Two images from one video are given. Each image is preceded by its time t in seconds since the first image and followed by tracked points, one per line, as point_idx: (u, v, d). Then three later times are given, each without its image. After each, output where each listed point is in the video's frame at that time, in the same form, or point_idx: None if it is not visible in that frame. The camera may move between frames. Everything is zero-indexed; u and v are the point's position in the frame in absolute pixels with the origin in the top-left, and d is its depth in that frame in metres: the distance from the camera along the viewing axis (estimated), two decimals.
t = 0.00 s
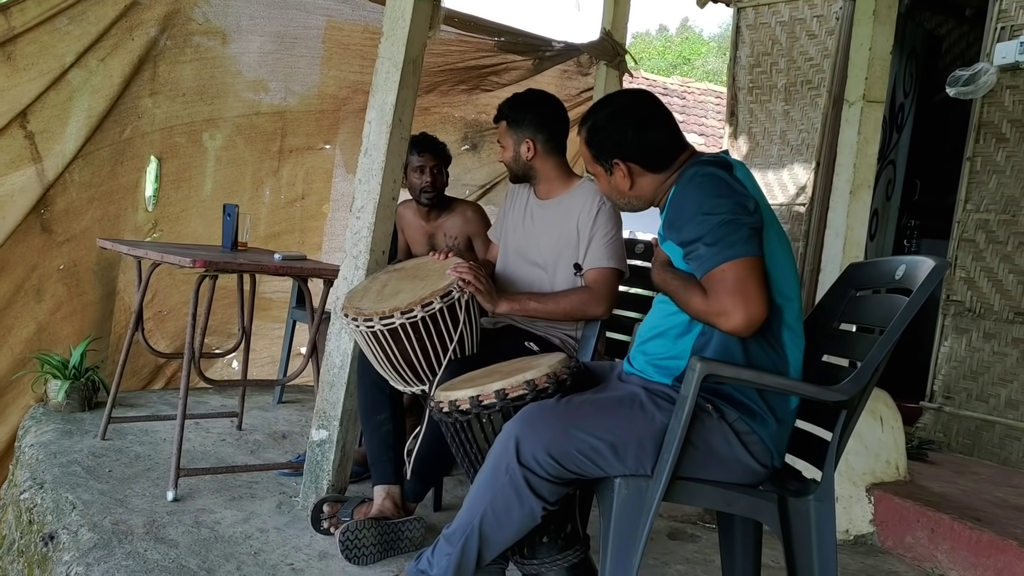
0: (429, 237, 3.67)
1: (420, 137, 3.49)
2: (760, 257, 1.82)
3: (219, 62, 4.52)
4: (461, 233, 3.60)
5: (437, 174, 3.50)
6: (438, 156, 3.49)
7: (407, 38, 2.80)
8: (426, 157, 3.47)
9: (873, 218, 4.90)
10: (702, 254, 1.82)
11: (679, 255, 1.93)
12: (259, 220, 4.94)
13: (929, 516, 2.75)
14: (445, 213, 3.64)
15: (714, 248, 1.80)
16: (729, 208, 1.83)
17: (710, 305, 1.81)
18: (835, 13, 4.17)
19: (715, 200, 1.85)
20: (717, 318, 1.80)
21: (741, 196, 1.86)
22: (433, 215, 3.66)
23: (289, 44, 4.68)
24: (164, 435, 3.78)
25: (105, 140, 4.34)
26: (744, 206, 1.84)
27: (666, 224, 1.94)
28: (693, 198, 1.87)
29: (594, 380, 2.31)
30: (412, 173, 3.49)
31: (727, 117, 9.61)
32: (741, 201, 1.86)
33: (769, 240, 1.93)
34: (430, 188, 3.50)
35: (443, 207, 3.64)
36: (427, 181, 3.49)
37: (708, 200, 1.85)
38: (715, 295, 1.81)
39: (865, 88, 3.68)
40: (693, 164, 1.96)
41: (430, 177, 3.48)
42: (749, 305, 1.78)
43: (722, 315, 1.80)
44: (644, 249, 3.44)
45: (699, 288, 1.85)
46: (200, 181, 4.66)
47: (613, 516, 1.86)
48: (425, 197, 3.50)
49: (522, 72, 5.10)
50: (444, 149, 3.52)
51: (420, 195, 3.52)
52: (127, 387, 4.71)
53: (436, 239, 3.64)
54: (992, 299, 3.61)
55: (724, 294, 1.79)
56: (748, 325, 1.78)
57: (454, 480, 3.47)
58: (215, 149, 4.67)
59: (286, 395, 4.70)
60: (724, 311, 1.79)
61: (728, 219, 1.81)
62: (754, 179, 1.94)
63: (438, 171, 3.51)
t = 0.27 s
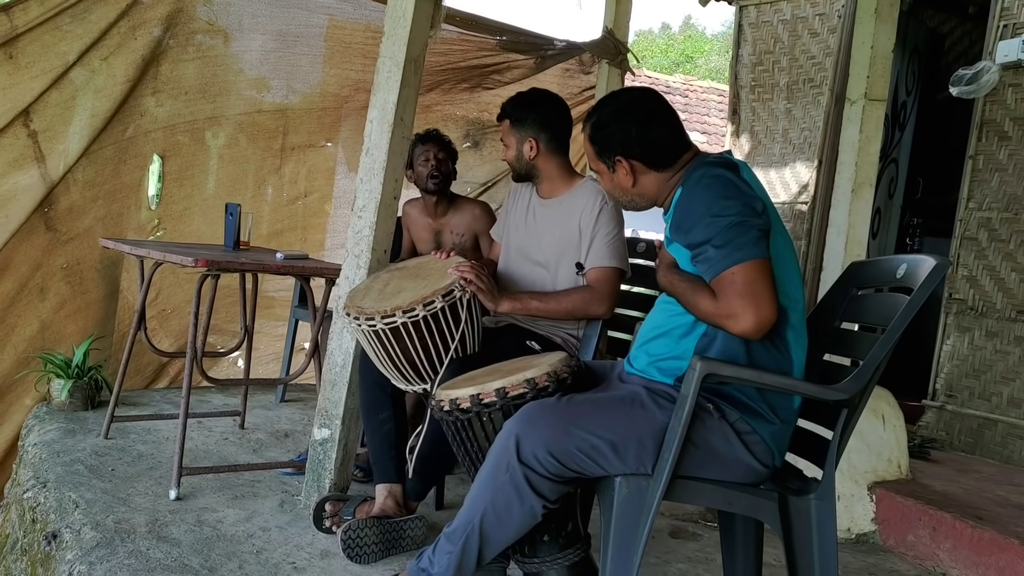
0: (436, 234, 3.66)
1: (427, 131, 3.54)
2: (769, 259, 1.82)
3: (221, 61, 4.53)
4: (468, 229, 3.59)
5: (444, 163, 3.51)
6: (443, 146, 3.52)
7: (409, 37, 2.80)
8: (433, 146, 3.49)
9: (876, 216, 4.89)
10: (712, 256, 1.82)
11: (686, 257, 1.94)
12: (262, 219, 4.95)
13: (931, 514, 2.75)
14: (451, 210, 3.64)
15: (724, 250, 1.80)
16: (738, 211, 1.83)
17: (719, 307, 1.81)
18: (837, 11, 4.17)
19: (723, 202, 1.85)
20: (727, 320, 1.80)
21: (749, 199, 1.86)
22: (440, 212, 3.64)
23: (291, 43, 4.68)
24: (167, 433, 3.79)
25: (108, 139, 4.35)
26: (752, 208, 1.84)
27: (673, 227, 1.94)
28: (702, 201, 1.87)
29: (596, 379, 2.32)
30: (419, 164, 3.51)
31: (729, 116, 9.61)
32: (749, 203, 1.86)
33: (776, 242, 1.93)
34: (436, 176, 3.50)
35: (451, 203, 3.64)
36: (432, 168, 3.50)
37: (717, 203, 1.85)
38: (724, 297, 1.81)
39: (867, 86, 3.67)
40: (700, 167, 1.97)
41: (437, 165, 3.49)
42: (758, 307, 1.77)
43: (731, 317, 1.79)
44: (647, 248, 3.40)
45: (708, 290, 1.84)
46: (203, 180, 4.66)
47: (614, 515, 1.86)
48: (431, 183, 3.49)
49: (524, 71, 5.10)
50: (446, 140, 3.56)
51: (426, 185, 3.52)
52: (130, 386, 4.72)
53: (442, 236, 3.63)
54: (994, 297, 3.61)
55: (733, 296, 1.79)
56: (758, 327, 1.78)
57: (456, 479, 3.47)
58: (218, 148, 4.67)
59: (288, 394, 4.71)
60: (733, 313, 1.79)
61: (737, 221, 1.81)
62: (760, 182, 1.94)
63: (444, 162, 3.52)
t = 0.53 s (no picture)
0: (433, 233, 3.65)
1: (415, 133, 3.52)
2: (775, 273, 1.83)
3: (211, 61, 4.51)
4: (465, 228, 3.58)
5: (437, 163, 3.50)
6: (435, 146, 3.50)
7: (398, 36, 2.79)
8: (424, 148, 3.47)
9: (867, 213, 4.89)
10: (723, 263, 1.80)
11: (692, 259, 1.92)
12: (253, 220, 4.92)
13: (923, 510, 2.75)
14: (447, 210, 3.64)
15: (736, 260, 1.79)
16: (752, 221, 1.82)
17: (725, 316, 1.80)
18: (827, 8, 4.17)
19: (739, 208, 1.84)
20: (733, 329, 1.79)
21: (763, 209, 1.86)
22: (437, 212, 3.64)
23: (281, 42, 4.66)
24: (158, 436, 3.77)
25: (98, 141, 4.33)
26: (765, 217, 1.84)
27: (681, 227, 1.91)
28: (717, 205, 1.85)
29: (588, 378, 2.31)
30: (413, 167, 3.49)
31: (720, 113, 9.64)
32: (760, 209, 1.85)
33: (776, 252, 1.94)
34: (431, 176, 3.49)
35: (447, 202, 3.64)
36: (426, 169, 3.49)
37: (733, 209, 1.84)
38: (731, 306, 1.80)
39: (856, 83, 3.68)
40: (710, 169, 1.95)
41: (431, 166, 3.48)
42: (766, 320, 1.78)
43: (737, 327, 1.79)
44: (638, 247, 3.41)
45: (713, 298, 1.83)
46: (194, 180, 4.65)
47: (606, 514, 1.86)
48: (428, 185, 3.49)
49: (516, 69, 5.10)
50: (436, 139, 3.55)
51: (423, 186, 3.51)
52: (122, 388, 4.70)
53: (439, 236, 3.62)
54: (985, 293, 3.61)
55: (742, 307, 1.79)
56: (763, 340, 1.77)
57: (449, 479, 3.47)
58: (209, 148, 4.66)
59: (280, 395, 4.70)
60: (742, 323, 1.78)
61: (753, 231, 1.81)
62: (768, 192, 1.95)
63: (437, 161, 3.51)
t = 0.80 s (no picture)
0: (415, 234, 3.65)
1: (406, 133, 3.63)
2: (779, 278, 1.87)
3: (191, 62, 4.48)
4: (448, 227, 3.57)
5: (424, 162, 3.57)
6: (424, 146, 3.60)
7: (379, 36, 2.78)
8: (413, 147, 3.57)
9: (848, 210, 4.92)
10: (741, 263, 1.81)
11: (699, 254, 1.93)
12: (235, 222, 4.90)
13: (905, 505, 2.77)
14: (430, 209, 3.65)
15: (755, 262, 1.81)
16: (771, 224, 1.84)
17: (738, 316, 1.81)
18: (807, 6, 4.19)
19: (759, 209, 1.85)
20: (748, 329, 1.80)
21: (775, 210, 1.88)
22: (420, 212, 3.65)
23: (261, 43, 4.63)
24: (141, 440, 3.74)
25: (78, 144, 4.29)
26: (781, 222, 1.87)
27: (694, 219, 1.91)
28: (737, 203, 1.86)
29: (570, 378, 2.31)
30: (400, 164, 3.57)
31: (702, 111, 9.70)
32: (772, 210, 1.87)
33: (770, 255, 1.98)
34: (416, 175, 3.56)
35: (430, 202, 3.66)
36: (413, 168, 3.56)
37: (755, 209, 1.85)
38: (746, 307, 1.81)
39: (837, 81, 3.70)
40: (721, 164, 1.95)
41: (417, 164, 3.56)
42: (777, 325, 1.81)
43: (751, 327, 1.80)
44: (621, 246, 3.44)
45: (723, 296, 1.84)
46: (175, 183, 4.61)
47: (591, 513, 1.86)
48: (412, 183, 3.55)
49: (498, 69, 5.08)
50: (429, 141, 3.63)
51: (407, 184, 3.56)
52: (103, 392, 4.66)
53: (421, 235, 3.61)
54: (965, 289, 3.64)
55: (757, 309, 1.80)
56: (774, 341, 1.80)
57: (435, 479, 3.46)
58: (190, 150, 4.63)
59: (264, 397, 4.67)
60: (757, 325, 1.80)
61: (771, 235, 1.83)
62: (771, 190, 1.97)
63: (424, 162, 3.59)
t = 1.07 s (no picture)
0: (407, 238, 3.65)
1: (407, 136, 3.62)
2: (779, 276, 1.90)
3: (174, 68, 4.46)
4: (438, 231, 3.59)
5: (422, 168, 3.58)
6: (424, 152, 3.60)
7: (363, 42, 2.78)
8: (412, 152, 3.57)
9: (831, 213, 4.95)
10: (749, 269, 1.83)
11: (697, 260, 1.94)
12: (220, 228, 4.88)
13: (890, 506, 2.79)
14: (424, 213, 3.66)
15: (761, 265, 1.83)
16: (769, 225, 1.86)
17: (748, 322, 1.83)
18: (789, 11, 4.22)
19: (757, 211, 1.87)
20: (761, 333, 1.83)
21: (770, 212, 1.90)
22: (414, 216, 3.66)
23: (245, 48, 4.61)
24: (124, 448, 3.71)
25: (61, 150, 4.26)
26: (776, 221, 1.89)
27: (690, 227, 1.91)
28: (735, 208, 1.87)
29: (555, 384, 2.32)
30: (398, 167, 3.58)
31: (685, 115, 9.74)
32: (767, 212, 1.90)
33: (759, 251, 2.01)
34: (414, 181, 3.56)
35: (425, 207, 3.66)
36: (412, 172, 3.56)
37: (753, 212, 1.86)
38: (756, 311, 1.83)
39: (819, 85, 3.73)
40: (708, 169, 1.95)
41: (415, 170, 3.56)
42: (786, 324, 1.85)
43: (764, 330, 1.83)
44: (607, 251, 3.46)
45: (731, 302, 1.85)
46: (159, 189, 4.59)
47: (578, 519, 1.86)
48: (409, 190, 3.56)
49: (483, 73, 5.10)
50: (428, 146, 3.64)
51: (404, 189, 3.58)
52: (87, 400, 4.62)
53: (413, 240, 3.63)
54: (947, 291, 3.67)
55: (765, 312, 1.83)
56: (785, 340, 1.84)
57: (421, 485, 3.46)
58: (174, 156, 4.60)
59: (249, 404, 4.65)
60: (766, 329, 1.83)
61: (772, 235, 1.85)
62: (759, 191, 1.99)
63: (423, 167, 3.59)
